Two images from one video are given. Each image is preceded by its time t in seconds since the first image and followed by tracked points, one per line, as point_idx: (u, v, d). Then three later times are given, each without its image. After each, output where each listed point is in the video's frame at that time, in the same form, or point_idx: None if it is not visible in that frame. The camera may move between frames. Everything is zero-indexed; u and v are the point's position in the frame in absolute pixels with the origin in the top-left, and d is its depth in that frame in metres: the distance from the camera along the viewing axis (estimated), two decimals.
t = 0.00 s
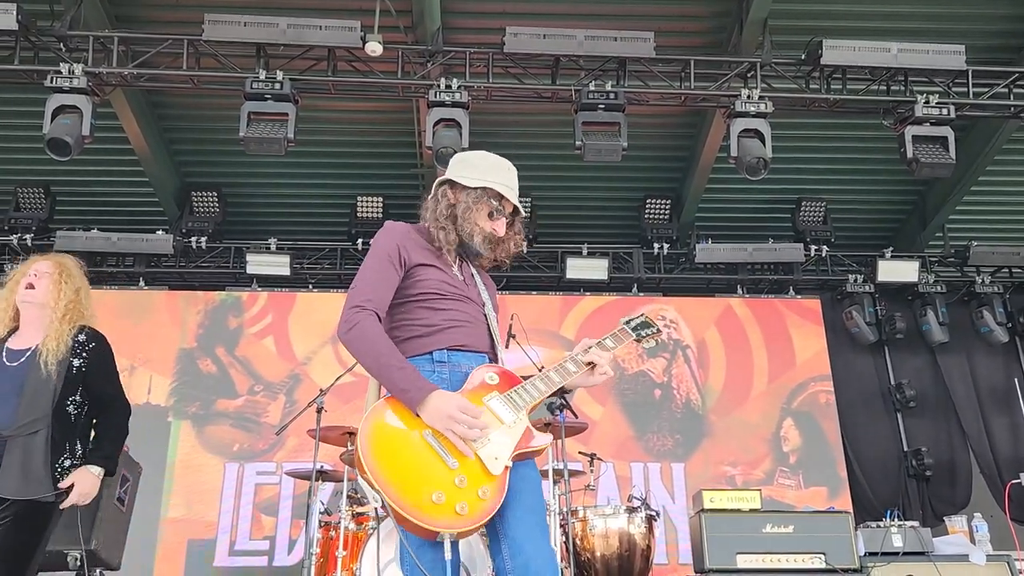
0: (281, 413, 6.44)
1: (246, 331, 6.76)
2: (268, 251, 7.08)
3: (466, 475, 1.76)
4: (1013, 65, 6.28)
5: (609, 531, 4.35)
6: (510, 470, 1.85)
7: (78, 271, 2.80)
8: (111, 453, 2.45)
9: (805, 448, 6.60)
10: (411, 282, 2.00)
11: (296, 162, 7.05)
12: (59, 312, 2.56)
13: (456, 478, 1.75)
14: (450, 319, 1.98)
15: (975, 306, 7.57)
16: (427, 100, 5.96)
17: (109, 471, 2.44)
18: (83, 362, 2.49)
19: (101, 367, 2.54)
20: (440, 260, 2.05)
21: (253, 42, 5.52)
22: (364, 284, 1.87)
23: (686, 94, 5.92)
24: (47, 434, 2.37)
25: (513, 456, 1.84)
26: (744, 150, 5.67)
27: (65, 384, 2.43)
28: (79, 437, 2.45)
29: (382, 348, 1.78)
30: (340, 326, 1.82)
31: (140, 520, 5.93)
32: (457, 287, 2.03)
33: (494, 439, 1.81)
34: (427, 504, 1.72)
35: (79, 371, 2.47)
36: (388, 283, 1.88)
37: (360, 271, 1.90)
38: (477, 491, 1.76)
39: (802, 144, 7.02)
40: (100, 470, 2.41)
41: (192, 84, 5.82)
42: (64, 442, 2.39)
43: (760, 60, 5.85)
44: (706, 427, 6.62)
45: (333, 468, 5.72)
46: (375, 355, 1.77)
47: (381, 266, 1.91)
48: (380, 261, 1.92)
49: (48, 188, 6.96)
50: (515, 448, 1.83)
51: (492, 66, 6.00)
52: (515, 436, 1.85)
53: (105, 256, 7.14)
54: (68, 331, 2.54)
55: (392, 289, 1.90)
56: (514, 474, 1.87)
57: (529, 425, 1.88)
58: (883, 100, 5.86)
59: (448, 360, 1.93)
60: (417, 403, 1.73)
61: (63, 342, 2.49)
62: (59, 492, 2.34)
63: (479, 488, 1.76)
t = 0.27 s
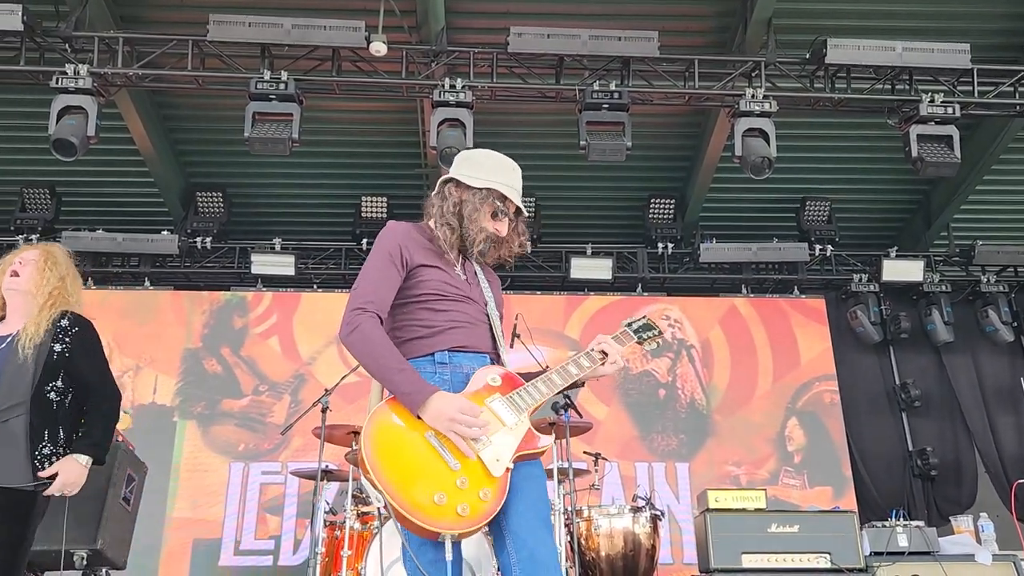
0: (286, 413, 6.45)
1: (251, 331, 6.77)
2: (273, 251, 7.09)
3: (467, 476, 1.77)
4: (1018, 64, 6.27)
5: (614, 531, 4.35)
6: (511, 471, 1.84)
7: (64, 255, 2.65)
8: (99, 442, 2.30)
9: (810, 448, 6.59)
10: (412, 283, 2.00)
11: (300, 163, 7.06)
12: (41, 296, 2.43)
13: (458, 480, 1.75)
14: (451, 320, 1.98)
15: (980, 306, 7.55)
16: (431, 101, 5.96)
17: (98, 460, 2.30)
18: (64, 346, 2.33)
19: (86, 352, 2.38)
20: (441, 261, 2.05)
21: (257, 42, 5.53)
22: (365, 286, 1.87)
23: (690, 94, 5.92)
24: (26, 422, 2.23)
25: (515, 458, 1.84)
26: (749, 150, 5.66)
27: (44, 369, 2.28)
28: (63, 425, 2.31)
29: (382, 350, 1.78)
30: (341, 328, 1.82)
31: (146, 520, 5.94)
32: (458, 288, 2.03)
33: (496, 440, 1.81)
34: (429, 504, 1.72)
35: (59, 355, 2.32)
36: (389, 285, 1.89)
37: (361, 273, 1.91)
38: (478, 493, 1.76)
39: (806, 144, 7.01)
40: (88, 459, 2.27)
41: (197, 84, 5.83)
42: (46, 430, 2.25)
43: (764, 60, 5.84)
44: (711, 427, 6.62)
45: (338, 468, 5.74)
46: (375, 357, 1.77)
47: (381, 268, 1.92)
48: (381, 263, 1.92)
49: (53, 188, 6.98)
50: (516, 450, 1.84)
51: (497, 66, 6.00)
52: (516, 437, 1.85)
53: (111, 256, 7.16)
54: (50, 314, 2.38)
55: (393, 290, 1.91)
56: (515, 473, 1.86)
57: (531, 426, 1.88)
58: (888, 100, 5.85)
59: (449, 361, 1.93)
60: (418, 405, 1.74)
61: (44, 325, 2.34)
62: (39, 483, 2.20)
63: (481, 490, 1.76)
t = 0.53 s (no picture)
0: (289, 414, 6.46)
1: (253, 331, 6.77)
2: (275, 251, 7.10)
3: (485, 474, 1.77)
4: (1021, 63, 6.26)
5: (617, 531, 4.34)
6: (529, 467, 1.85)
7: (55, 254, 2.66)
8: (81, 441, 2.30)
9: (813, 448, 6.58)
10: (421, 284, 2.01)
11: (303, 163, 7.07)
12: (29, 295, 2.43)
13: (476, 478, 1.75)
14: (461, 319, 2.00)
15: (983, 306, 7.54)
16: (434, 101, 5.97)
17: (79, 460, 2.30)
18: (51, 347, 2.35)
19: (72, 352, 2.40)
20: (450, 261, 2.06)
21: (260, 43, 5.54)
22: (375, 287, 1.88)
23: (692, 94, 5.92)
24: (9, 420, 2.25)
25: (531, 455, 1.84)
26: (751, 150, 5.66)
27: (30, 369, 2.30)
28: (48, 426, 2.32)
29: (397, 351, 1.79)
30: (354, 331, 1.83)
31: (149, 520, 5.94)
32: (467, 287, 2.04)
33: (511, 440, 1.81)
34: (448, 503, 1.73)
35: (46, 356, 2.33)
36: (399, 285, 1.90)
37: (371, 275, 1.92)
38: (496, 490, 1.76)
39: (809, 144, 7.01)
40: (69, 458, 2.27)
41: (200, 84, 5.84)
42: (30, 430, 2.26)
43: (766, 60, 5.84)
44: (713, 427, 6.61)
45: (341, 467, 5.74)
46: (390, 359, 1.79)
47: (391, 268, 1.93)
48: (391, 263, 1.94)
49: (56, 189, 6.99)
50: (533, 446, 1.83)
51: (499, 66, 6.01)
52: (531, 435, 1.84)
53: (113, 257, 7.17)
54: (38, 312, 2.40)
55: (403, 290, 1.92)
56: (534, 469, 1.86)
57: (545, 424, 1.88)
58: (891, 99, 5.84)
59: (462, 360, 1.95)
60: (435, 406, 1.75)
61: (31, 322, 2.37)
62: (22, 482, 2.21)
63: (499, 487, 1.76)
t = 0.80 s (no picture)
0: (289, 414, 6.46)
1: (253, 331, 6.77)
2: (276, 252, 7.10)
3: (516, 474, 1.77)
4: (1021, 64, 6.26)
5: (617, 532, 4.35)
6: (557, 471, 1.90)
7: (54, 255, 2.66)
8: (74, 440, 2.29)
9: (813, 448, 6.58)
10: (443, 284, 2.05)
11: (303, 163, 7.07)
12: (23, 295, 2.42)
13: (507, 478, 1.76)
14: (483, 319, 2.04)
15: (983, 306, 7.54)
16: (434, 101, 5.97)
17: (70, 460, 2.28)
18: (44, 349, 2.35)
19: (65, 354, 2.39)
20: (471, 261, 2.10)
21: (260, 43, 5.54)
22: (400, 287, 1.92)
23: (692, 95, 5.92)
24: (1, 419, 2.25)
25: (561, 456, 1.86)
26: (751, 150, 5.66)
27: (23, 371, 2.30)
28: (40, 427, 2.32)
29: (427, 349, 1.83)
30: (380, 329, 1.87)
31: (149, 520, 5.95)
32: (488, 288, 2.08)
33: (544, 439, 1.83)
34: (480, 503, 1.74)
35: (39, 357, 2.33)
36: (423, 285, 1.94)
37: (395, 275, 1.96)
38: (527, 490, 1.77)
39: (808, 144, 7.01)
40: (61, 457, 2.25)
41: (200, 85, 5.84)
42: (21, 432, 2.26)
43: (766, 60, 5.85)
44: (713, 428, 6.61)
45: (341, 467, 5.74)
46: (420, 357, 1.83)
47: (415, 267, 1.97)
48: (415, 262, 1.97)
49: (56, 190, 7.00)
50: (563, 447, 1.85)
51: (499, 67, 6.01)
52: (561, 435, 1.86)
53: (114, 257, 7.17)
54: (33, 313, 2.40)
55: (428, 289, 1.96)
56: (562, 474, 1.92)
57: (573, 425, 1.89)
58: (891, 100, 5.85)
59: (487, 360, 1.98)
60: (473, 402, 1.79)
61: (25, 323, 2.37)
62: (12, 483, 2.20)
63: (530, 487, 1.77)
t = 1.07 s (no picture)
0: (286, 414, 6.46)
1: (252, 331, 6.77)
2: (274, 252, 7.11)
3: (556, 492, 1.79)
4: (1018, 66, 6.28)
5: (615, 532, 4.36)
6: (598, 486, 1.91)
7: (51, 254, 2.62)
8: (68, 441, 2.27)
9: (810, 449, 6.60)
10: (496, 281, 2.05)
11: (302, 164, 7.07)
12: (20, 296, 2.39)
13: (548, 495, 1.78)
14: (534, 320, 2.04)
15: (980, 307, 7.56)
16: (433, 102, 5.97)
17: (64, 460, 2.26)
18: (41, 349, 2.31)
19: (63, 355, 2.36)
20: (523, 256, 2.09)
21: (258, 44, 5.54)
22: (456, 285, 1.91)
23: (691, 96, 5.93)
24: None
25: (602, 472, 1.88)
26: (750, 151, 5.66)
27: (18, 371, 2.26)
28: (35, 428, 2.29)
29: (482, 354, 1.83)
30: (437, 328, 1.87)
31: (147, 520, 5.95)
32: (541, 286, 2.08)
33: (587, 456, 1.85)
34: (520, 519, 1.74)
35: (36, 358, 2.29)
36: (479, 284, 1.93)
37: (449, 271, 1.95)
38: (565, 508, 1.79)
39: (804, 145, 7.02)
40: (54, 457, 2.22)
41: (199, 85, 5.84)
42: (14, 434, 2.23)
43: (765, 62, 5.87)
44: (712, 428, 6.62)
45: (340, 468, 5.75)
46: (476, 360, 1.83)
47: (470, 264, 1.96)
48: (470, 260, 1.96)
49: (54, 190, 6.99)
50: (604, 463, 1.87)
51: (499, 67, 6.02)
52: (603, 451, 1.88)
53: (112, 257, 7.16)
54: (29, 314, 2.37)
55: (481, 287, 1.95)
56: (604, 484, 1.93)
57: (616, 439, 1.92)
58: (889, 101, 5.85)
59: (537, 361, 1.99)
60: (526, 414, 1.79)
61: (23, 324, 2.34)
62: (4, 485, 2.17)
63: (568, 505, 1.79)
